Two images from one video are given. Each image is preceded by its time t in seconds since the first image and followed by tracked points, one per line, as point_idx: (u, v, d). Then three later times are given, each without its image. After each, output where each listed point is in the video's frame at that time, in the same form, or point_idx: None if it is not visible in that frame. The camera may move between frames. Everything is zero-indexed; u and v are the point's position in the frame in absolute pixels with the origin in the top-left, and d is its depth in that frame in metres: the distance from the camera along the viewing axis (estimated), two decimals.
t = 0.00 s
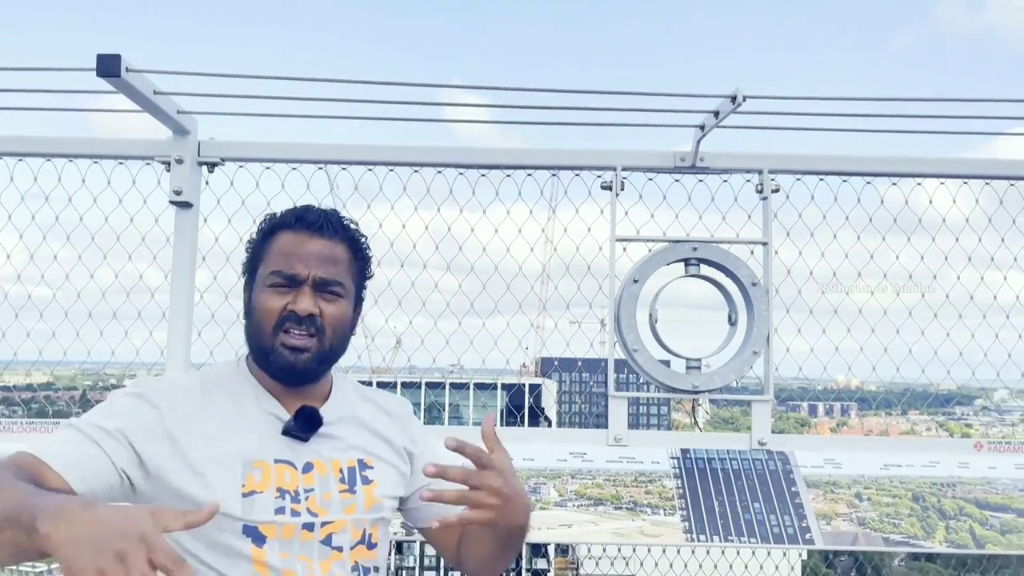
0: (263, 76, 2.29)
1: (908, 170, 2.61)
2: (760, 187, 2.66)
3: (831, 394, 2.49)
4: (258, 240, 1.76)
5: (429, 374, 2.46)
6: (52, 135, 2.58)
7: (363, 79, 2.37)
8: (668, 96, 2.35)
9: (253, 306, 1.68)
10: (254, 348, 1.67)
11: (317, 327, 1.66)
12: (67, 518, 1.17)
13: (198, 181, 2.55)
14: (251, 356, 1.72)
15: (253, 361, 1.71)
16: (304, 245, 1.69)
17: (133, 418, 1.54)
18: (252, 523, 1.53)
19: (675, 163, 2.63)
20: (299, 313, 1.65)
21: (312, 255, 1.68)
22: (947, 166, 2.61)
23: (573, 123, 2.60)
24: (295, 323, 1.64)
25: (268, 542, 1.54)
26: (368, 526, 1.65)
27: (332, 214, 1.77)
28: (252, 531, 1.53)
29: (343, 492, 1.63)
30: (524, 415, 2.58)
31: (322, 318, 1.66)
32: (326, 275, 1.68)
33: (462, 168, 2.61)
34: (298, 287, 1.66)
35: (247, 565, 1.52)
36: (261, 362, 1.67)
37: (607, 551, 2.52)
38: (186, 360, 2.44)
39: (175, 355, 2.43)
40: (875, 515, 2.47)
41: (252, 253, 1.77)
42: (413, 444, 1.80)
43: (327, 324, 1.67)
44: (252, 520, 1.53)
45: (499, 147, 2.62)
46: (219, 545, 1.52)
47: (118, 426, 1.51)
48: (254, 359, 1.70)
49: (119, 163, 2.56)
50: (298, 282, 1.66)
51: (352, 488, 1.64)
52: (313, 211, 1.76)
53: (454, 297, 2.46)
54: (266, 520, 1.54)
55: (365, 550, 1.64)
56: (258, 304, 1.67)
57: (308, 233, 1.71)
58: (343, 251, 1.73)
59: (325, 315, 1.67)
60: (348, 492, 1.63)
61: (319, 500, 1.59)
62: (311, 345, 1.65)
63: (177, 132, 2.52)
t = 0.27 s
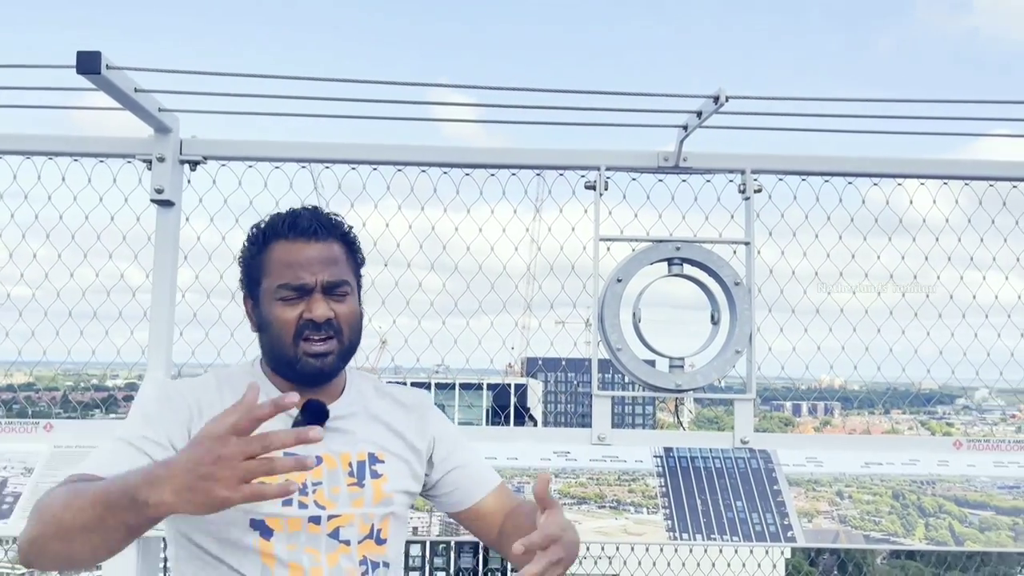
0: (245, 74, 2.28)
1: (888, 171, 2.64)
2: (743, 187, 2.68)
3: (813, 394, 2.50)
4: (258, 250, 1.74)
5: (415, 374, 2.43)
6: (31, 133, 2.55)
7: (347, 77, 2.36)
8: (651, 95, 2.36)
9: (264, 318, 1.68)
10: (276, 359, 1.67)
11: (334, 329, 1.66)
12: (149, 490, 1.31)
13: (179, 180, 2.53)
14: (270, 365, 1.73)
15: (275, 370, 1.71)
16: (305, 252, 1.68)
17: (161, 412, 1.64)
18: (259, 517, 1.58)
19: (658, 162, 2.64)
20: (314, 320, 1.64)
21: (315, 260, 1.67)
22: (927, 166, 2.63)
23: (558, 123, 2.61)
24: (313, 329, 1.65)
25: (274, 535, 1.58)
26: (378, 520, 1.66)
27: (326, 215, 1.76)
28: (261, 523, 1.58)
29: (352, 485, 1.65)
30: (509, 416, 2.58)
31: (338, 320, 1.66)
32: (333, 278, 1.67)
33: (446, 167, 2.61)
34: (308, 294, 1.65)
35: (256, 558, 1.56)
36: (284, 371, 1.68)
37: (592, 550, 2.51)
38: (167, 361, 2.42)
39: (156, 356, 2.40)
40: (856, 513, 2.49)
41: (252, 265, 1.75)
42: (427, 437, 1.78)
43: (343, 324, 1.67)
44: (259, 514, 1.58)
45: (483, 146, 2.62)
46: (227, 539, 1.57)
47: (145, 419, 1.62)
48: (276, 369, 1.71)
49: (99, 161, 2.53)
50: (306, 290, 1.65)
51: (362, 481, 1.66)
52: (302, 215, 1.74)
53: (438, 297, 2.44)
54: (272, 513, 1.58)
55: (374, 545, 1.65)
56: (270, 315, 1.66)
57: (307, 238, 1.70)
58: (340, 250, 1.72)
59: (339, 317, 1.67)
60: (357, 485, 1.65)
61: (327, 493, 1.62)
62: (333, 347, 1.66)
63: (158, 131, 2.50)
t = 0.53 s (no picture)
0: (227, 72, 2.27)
1: (869, 172, 2.66)
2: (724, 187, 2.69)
3: (796, 394, 2.51)
4: (266, 242, 1.76)
5: (397, 375, 2.43)
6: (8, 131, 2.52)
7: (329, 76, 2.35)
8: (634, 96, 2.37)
9: (262, 309, 1.70)
10: (264, 352, 1.69)
11: (324, 331, 1.67)
12: (195, 507, 1.33)
13: (160, 179, 2.51)
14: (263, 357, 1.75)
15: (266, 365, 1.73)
16: (310, 251, 1.69)
17: (159, 411, 1.62)
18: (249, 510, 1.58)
19: (640, 163, 2.64)
20: (307, 318, 1.66)
21: (317, 261, 1.69)
22: (906, 167, 2.65)
23: (540, 123, 2.61)
24: (304, 328, 1.66)
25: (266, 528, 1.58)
26: (370, 519, 1.66)
27: (338, 221, 1.77)
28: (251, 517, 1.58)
29: (345, 483, 1.66)
30: (493, 416, 2.57)
31: (330, 322, 1.67)
32: (331, 280, 1.68)
33: (430, 166, 2.60)
34: (304, 292, 1.67)
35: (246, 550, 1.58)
36: (272, 363, 1.69)
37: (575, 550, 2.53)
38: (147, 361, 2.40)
39: (136, 356, 2.39)
40: (836, 511, 2.50)
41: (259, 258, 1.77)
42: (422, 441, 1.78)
43: (335, 327, 1.68)
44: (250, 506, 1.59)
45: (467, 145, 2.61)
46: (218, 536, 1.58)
47: (145, 417, 1.59)
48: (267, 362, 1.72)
49: (78, 159, 2.51)
50: (303, 288, 1.67)
51: (355, 480, 1.66)
52: (314, 217, 1.75)
53: (421, 297, 2.43)
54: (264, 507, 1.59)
55: (366, 544, 1.64)
56: (267, 307, 1.68)
57: (313, 238, 1.71)
58: (346, 255, 1.73)
59: (332, 319, 1.67)
60: (350, 484, 1.66)
61: (319, 489, 1.63)
62: (321, 347, 1.67)
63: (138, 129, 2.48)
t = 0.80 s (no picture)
0: (208, 70, 2.25)
1: (848, 172, 2.68)
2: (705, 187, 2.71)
3: (778, 393, 2.52)
4: (257, 242, 1.77)
5: (380, 375, 2.42)
6: None
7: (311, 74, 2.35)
8: (615, 96, 2.38)
9: (258, 306, 1.69)
10: (263, 346, 1.68)
11: (322, 320, 1.67)
12: (161, 534, 1.27)
13: (139, 178, 2.49)
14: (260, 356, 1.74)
15: (264, 361, 1.72)
16: (302, 244, 1.70)
17: (158, 404, 1.60)
18: (243, 505, 1.58)
19: (622, 163, 2.66)
20: (304, 308, 1.66)
21: (309, 253, 1.69)
22: (885, 168, 2.68)
23: (522, 123, 2.61)
24: (301, 317, 1.65)
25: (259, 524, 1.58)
26: (364, 518, 1.65)
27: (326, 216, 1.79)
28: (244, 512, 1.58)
29: (339, 481, 1.65)
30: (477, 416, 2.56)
31: (327, 312, 1.67)
32: (325, 270, 1.69)
33: (412, 166, 2.60)
34: (299, 283, 1.67)
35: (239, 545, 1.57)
36: (270, 359, 1.68)
37: (556, 549, 2.53)
38: (127, 361, 2.38)
39: (115, 356, 2.37)
40: (815, 508, 2.52)
41: (251, 260, 1.78)
42: (414, 442, 1.79)
43: (332, 316, 1.68)
44: (245, 502, 1.58)
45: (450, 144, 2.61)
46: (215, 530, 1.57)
47: (143, 409, 1.57)
48: (265, 358, 1.72)
49: (55, 158, 2.48)
50: (298, 279, 1.67)
51: (349, 478, 1.66)
52: (302, 215, 1.77)
53: (403, 297, 2.43)
54: (258, 503, 1.58)
55: (359, 542, 1.64)
56: (263, 302, 1.68)
57: (304, 233, 1.72)
58: (337, 247, 1.74)
59: (329, 308, 1.68)
60: (345, 482, 1.65)
61: (314, 487, 1.62)
62: (319, 337, 1.66)
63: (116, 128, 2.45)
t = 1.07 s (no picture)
0: (188, 69, 2.24)
1: (827, 172, 2.71)
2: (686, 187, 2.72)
3: (758, 392, 2.53)
4: (234, 239, 1.77)
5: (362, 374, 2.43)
6: None
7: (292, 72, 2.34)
8: (597, 96, 2.39)
9: (236, 301, 1.69)
10: (241, 341, 1.68)
11: (300, 314, 1.67)
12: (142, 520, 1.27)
13: (117, 177, 2.47)
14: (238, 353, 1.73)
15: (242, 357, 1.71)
16: (280, 240, 1.70)
17: (138, 408, 1.60)
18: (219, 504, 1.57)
19: (604, 163, 2.67)
20: (283, 302, 1.66)
21: (288, 249, 1.69)
22: (862, 168, 2.71)
23: (503, 122, 2.62)
24: (280, 311, 1.65)
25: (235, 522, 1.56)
26: (341, 515, 1.65)
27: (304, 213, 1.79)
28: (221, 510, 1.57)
29: (316, 478, 1.64)
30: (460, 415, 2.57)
31: (305, 306, 1.67)
32: (303, 265, 1.69)
33: (394, 165, 2.60)
34: (278, 278, 1.67)
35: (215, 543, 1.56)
36: (248, 354, 1.68)
37: (540, 547, 2.54)
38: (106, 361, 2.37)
39: (94, 355, 2.36)
40: (795, 505, 2.54)
41: (228, 256, 1.77)
42: (393, 440, 1.79)
43: (310, 310, 1.68)
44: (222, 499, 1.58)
45: (432, 144, 2.61)
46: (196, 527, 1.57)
47: (125, 412, 1.58)
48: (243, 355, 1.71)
49: (33, 157, 2.46)
50: (277, 274, 1.67)
51: (326, 475, 1.65)
52: (279, 211, 1.77)
53: (386, 296, 2.43)
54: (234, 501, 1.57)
55: (336, 539, 1.63)
56: (241, 298, 1.67)
57: (282, 229, 1.72)
58: (316, 243, 1.74)
59: (306, 303, 1.68)
60: (321, 479, 1.64)
61: (290, 484, 1.61)
62: (297, 331, 1.66)
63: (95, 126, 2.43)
